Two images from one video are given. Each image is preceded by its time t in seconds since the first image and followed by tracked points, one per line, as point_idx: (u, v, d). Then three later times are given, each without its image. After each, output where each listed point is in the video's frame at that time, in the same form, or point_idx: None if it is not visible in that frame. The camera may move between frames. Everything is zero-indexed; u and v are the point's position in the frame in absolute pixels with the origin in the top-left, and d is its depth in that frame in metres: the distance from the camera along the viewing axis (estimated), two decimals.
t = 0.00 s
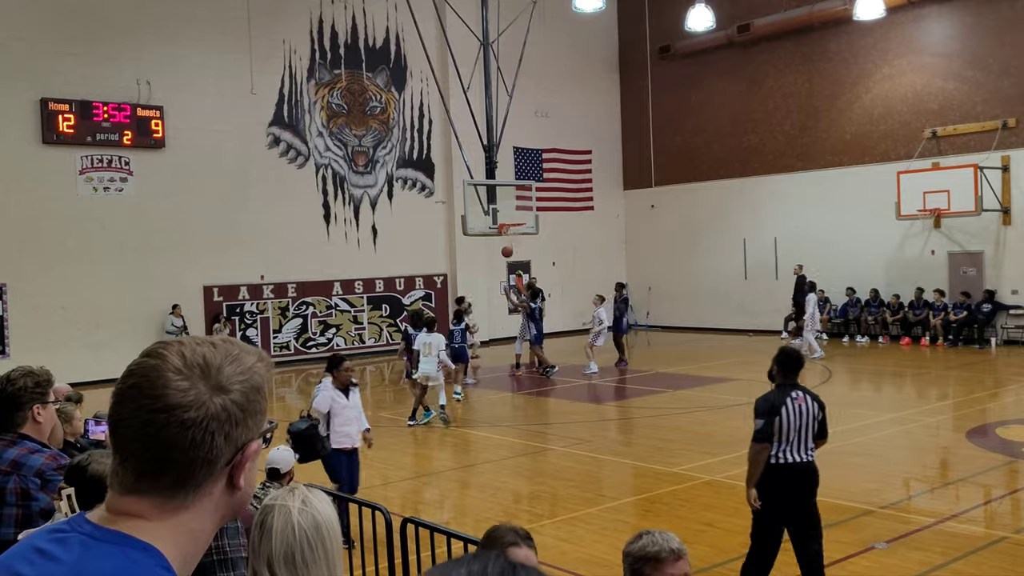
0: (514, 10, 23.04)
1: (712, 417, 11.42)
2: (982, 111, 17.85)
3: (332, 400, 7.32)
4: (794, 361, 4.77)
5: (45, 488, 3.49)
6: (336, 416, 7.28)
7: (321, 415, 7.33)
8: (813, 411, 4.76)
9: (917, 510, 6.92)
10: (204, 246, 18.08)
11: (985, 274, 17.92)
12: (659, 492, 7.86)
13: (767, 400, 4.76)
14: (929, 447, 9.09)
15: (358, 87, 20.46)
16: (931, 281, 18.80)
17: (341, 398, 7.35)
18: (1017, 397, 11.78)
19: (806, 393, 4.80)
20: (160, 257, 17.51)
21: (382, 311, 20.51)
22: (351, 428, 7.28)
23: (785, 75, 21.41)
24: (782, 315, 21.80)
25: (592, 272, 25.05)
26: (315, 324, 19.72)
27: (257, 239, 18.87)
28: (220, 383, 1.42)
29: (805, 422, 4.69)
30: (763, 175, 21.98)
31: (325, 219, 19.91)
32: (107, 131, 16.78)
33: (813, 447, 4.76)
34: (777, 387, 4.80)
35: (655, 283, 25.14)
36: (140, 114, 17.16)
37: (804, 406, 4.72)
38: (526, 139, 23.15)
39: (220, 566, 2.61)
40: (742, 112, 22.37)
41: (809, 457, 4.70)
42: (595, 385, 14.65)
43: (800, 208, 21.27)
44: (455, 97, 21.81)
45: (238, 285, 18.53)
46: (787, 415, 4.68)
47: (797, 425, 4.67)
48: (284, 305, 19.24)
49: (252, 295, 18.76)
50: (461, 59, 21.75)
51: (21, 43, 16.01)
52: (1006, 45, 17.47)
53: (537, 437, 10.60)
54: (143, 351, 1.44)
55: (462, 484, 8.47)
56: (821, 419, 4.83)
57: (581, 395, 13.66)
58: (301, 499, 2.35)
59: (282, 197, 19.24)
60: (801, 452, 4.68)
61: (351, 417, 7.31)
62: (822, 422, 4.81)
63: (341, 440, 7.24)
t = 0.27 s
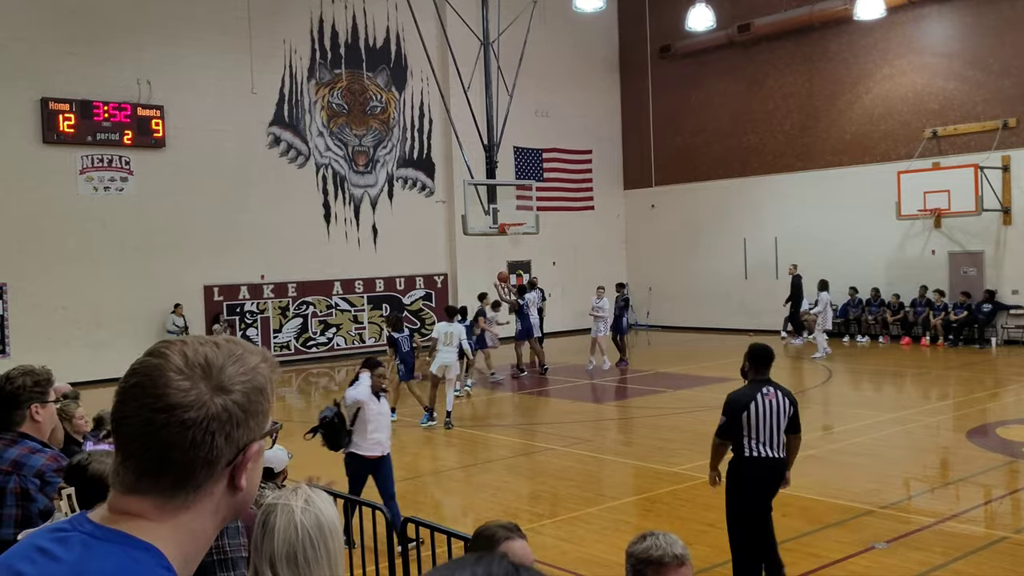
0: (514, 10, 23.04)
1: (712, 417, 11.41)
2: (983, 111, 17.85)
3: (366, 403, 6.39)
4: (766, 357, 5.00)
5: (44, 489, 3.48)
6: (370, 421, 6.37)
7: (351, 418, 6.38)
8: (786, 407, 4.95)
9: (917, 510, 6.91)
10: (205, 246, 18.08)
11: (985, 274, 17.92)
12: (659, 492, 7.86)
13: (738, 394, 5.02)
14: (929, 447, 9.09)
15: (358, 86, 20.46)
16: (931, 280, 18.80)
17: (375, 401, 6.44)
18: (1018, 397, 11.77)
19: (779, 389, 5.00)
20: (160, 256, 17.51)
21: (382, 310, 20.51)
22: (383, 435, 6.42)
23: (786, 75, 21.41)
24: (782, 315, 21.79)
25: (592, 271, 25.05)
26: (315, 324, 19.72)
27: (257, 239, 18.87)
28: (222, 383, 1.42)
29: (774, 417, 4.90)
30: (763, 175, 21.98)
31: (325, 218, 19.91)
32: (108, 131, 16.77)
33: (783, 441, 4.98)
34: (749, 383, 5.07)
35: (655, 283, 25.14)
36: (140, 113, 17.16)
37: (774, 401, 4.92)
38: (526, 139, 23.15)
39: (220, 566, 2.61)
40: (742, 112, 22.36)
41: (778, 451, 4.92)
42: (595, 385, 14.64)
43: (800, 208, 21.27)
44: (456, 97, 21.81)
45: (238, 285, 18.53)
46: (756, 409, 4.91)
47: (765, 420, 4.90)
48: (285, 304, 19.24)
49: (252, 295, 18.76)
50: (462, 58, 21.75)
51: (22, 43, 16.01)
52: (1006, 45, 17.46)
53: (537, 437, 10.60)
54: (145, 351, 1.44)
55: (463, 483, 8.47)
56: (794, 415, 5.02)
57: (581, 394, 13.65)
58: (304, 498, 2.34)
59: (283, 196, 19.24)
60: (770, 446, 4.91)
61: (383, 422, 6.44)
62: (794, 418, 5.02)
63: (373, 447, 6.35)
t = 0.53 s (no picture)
0: (515, 10, 23.03)
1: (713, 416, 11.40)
2: (983, 111, 17.84)
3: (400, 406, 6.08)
4: (751, 354, 5.06)
5: (41, 491, 3.48)
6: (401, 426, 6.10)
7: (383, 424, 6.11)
8: (769, 403, 5.01)
9: (918, 510, 6.91)
10: (205, 246, 18.09)
11: (986, 273, 17.90)
12: (659, 492, 7.85)
13: (722, 390, 5.07)
14: (930, 447, 9.08)
15: (359, 86, 20.46)
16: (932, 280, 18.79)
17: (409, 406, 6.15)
18: (1019, 397, 11.75)
19: (763, 386, 5.05)
20: (160, 256, 17.52)
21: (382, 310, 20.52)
22: (415, 440, 6.16)
23: (786, 75, 21.40)
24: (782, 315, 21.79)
25: (592, 271, 25.05)
26: (315, 323, 19.73)
27: (258, 238, 18.87)
28: (227, 385, 1.42)
29: (756, 413, 4.96)
30: (764, 175, 21.98)
31: (325, 217, 19.91)
32: (108, 130, 16.77)
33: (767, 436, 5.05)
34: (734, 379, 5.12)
35: (655, 282, 25.13)
36: (141, 112, 17.16)
37: (758, 398, 4.98)
38: (527, 138, 23.15)
39: (221, 565, 2.61)
40: (743, 112, 22.36)
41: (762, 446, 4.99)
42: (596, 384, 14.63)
43: (801, 207, 21.26)
44: (456, 96, 21.82)
45: (239, 284, 18.53)
46: (739, 406, 4.96)
47: (748, 416, 4.97)
48: (285, 304, 19.25)
49: (253, 294, 18.76)
50: (462, 58, 21.76)
51: (22, 42, 16.01)
52: (1007, 44, 17.45)
53: (538, 436, 10.58)
54: (151, 352, 1.44)
55: (463, 483, 8.46)
56: (778, 411, 5.08)
57: (581, 394, 13.65)
58: (305, 497, 2.35)
59: (283, 195, 19.25)
60: (754, 441, 4.98)
61: (415, 426, 6.18)
62: (778, 413, 5.08)
63: (404, 453, 6.09)
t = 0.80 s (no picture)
0: (515, 10, 23.03)
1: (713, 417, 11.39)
2: (983, 111, 17.84)
3: (423, 419, 5.91)
4: (745, 351, 5.15)
5: (46, 492, 3.53)
6: (428, 439, 5.92)
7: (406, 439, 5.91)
8: (761, 400, 5.12)
9: (918, 510, 6.91)
10: (205, 245, 18.09)
11: (986, 274, 17.90)
12: (659, 492, 7.85)
13: (715, 386, 5.15)
14: (930, 447, 9.08)
15: (359, 86, 20.46)
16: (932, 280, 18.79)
17: (436, 419, 5.94)
18: (1018, 397, 11.75)
19: (756, 382, 5.15)
20: (160, 256, 17.51)
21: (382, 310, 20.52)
22: (443, 454, 5.97)
23: (787, 75, 21.41)
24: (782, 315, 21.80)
25: (592, 271, 25.05)
26: (315, 323, 19.73)
27: (258, 238, 18.87)
28: (242, 394, 1.36)
29: (750, 409, 5.07)
30: (764, 175, 21.98)
31: (325, 217, 19.90)
32: (108, 130, 16.77)
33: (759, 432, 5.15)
34: (727, 375, 5.21)
35: (655, 283, 25.15)
36: (141, 112, 17.15)
37: (751, 394, 5.08)
38: (527, 138, 23.14)
39: (220, 565, 2.61)
40: (743, 112, 22.36)
41: (753, 440, 5.10)
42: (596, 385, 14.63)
43: (801, 208, 21.27)
44: (456, 96, 21.83)
45: (238, 284, 18.52)
46: (732, 401, 5.06)
47: (741, 411, 5.06)
48: (285, 303, 19.25)
49: (253, 294, 18.76)
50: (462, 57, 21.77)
51: (22, 41, 16.00)
52: (1007, 44, 17.45)
53: (538, 436, 10.57)
54: (163, 354, 1.38)
55: (464, 483, 8.45)
56: (768, 407, 5.19)
57: (581, 394, 13.65)
58: (305, 496, 2.35)
59: (283, 195, 19.24)
60: (745, 436, 5.09)
61: (444, 441, 5.98)
62: (770, 410, 5.18)
63: (430, 468, 5.91)
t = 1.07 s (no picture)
0: (515, 9, 23.02)
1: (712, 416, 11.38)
2: (983, 112, 17.85)
3: (452, 417, 6.00)
4: (735, 348, 5.17)
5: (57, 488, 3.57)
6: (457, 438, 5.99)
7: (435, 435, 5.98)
8: (751, 397, 5.12)
9: (918, 510, 6.91)
10: (205, 244, 18.09)
11: (985, 274, 17.90)
12: (659, 491, 7.85)
13: (707, 381, 5.17)
14: (930, 447, 9.09)
15: (359, 85, 20.46)
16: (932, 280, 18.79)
17: (464, 418, 6.03)
18: (1018, 397, 11.76)
19: (746, 379, 5.17)
20: (160, 255, 17.51)
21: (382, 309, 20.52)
22: (471, 454, 6.03)
23: (787, 75, 21.41)
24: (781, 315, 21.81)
25: (592, 270, 25.06)
26: (315, 322, 19.75)
27: (258, 237, 18.86)
28: (247, 397, 1.33)
29: (740, 406, 5.07)
30: (764, 175, 21.99)
31: (325, 216, 19.90)
32: (108, 129, 16.77)
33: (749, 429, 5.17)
34: (718, 372, 5.23)
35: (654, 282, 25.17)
36: (141, 111, 17.15)
37: (740, 390, 5.09)
38: (527, 138, 23.14)
39: (220, 564, 2.62)
40: (742, 111, 22.36)
41: (743, 437, 5.11)
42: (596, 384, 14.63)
43: (801, 207, 21.28)
44: (456, 96, 21.83)
45: (238, 283, 18.52)
46: (722, 396, 5.06)
47: (731, 408, 5.07)
48: (284, 303, 19.27)
49: (253, 293, 18.77)
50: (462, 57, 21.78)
51: (21, 41, 16.00)
52: (1007, 44, 17.46)
53: (537, 437, 10.56)
54: (165, 355, 1.36)
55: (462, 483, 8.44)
56: (759, 404, 5.19)
57: (581, 394, 13.65)
58: (305, 496, 2.35)
59: (283, 194, 19.24)
60: (735, 434, 5.09)
61: (473, 441, 6.05)
62: (759, 406, 5.19)
63: (457, 466, 5.97)
